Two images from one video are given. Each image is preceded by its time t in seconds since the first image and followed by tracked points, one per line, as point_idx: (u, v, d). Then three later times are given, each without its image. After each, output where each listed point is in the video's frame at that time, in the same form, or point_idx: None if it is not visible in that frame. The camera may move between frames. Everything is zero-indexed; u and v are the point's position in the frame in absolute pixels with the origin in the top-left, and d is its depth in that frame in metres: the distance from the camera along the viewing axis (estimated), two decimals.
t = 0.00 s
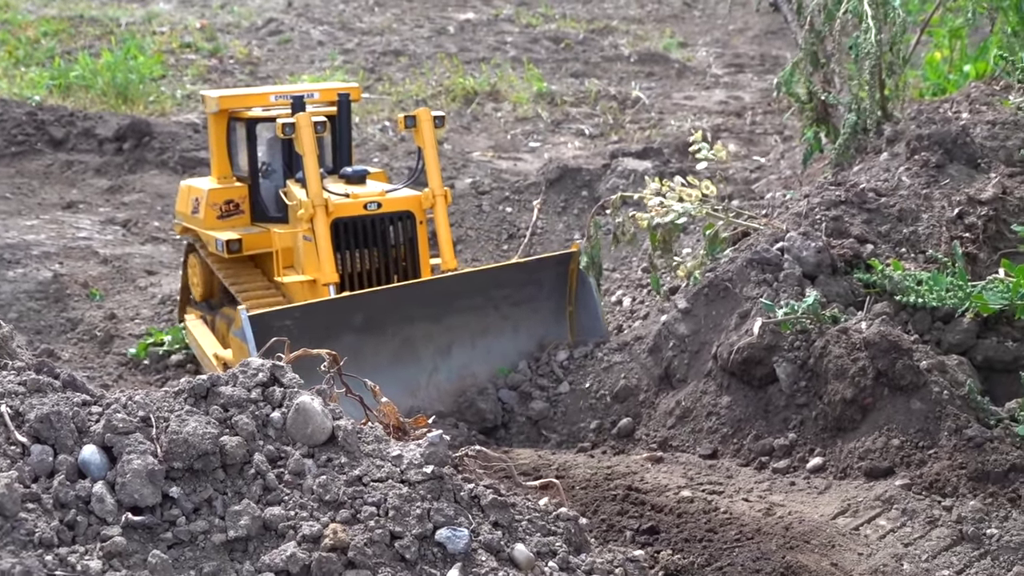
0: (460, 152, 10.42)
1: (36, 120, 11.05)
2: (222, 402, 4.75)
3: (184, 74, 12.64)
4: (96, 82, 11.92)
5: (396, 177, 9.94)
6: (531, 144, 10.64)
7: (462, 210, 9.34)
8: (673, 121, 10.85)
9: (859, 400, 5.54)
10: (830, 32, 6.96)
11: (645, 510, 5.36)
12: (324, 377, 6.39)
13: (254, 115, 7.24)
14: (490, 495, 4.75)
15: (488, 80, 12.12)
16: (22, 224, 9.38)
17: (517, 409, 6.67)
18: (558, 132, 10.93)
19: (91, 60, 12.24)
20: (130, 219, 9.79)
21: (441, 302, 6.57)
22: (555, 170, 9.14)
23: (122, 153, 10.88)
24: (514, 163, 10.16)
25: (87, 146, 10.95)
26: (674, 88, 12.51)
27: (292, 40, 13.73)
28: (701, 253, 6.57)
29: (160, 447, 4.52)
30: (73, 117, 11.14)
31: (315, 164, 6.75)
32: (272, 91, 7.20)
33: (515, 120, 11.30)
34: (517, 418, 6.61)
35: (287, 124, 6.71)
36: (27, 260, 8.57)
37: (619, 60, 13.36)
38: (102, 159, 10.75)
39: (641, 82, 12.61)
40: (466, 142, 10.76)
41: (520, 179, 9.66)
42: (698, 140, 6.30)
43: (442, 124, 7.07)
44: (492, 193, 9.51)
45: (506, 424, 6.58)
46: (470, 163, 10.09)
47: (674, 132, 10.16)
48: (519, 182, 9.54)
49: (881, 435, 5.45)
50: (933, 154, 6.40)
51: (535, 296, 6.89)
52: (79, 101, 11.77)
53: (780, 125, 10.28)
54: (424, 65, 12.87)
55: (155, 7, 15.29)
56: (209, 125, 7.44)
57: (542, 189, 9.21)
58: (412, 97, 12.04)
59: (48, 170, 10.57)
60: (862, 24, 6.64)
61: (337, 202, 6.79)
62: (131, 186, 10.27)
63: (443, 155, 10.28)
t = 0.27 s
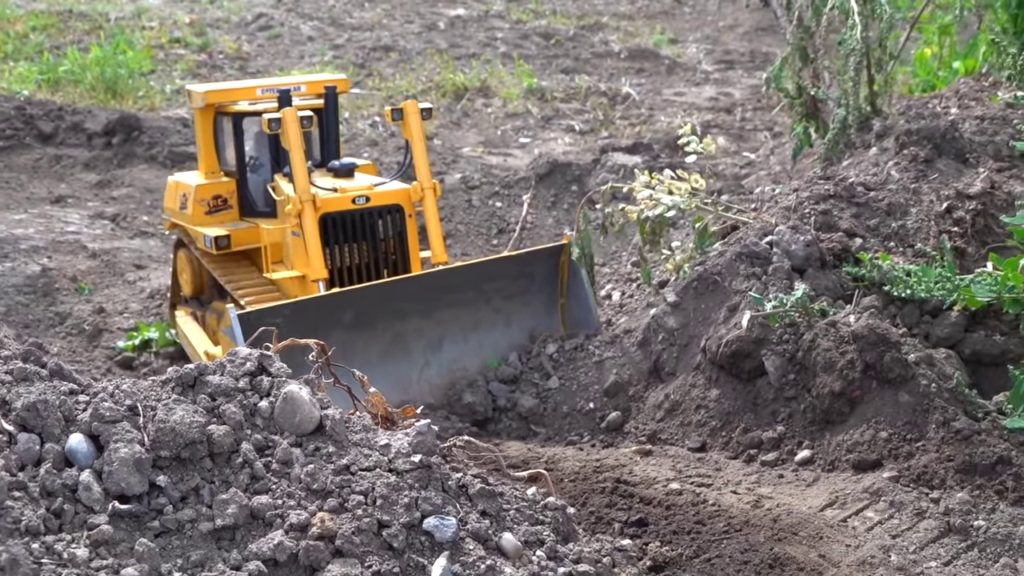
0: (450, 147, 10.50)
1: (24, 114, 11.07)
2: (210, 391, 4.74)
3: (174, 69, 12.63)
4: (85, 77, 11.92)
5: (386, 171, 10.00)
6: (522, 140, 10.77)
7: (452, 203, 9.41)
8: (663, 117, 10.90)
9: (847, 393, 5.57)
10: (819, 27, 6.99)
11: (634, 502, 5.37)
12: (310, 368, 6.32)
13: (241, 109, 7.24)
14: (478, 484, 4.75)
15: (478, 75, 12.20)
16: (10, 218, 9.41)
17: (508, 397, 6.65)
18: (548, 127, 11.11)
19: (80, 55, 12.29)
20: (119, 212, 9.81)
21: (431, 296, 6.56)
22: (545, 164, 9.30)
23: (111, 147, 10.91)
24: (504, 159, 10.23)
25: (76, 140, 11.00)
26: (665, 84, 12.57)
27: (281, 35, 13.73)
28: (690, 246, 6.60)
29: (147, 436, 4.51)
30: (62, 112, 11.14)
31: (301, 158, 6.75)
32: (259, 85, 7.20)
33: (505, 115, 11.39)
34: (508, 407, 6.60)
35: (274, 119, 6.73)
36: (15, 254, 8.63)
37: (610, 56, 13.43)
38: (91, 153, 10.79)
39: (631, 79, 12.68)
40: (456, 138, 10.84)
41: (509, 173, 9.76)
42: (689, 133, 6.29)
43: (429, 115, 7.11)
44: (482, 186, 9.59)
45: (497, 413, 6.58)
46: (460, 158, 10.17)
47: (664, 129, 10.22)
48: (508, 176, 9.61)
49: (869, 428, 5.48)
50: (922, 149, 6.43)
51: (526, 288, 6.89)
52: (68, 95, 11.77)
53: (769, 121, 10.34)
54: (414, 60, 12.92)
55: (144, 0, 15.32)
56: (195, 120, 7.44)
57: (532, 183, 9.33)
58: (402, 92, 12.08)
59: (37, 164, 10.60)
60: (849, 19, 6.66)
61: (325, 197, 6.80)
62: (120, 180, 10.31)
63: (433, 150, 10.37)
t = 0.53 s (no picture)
0: (443, 143, 10.57)
1: (14, 108, 11.06)
2: (198, 381, 4.74)
3: (165, 63, 12.62)
4: (76, 70, 11.93)
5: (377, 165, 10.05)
6: (514, 135, 10.85)
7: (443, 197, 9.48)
8: (655, 112, 10.94)
9: (837, 386, 5.59)
10: (811, 21, 7.02)
11: (624, 495, 5.38)
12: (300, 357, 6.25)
13: (244, 106, 7.22)
14: (467, 475, 4.76)
15: (470, 70, 12.28)
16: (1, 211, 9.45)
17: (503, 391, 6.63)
18: (540, 122, 11.18)
19: (71, 49, 12.33)
20: (110, 206, 9.87)
21: (432, 294, 6.55)
22: (537, 159, 9.30)
23: (102, 141, 10.94)
24: (495, 154, 10.30)
25: (66, 134, 10.98)
26: (657, 79, 12.63)
27: (274, 30, 13.75)
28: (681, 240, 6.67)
29: (135, 426, 4.49)
30: (53, 104, 11.17)
31: (306, 155, 6.73)
32: (263, 83, 7.20)
33: (497, 111, 11.46)
34: (503, 401, 6.55)
35: (280, 115, 6.77)
36: (6, 248, 8.69)
37: (602, 52, 13.49)
38: (82, 147, 10.80)
39: (623, 74, 12.74)
40: (449, 133, 10.91)
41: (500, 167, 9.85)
42: (680, 127, 6.43)
43: (435, 116, 7.20)
44: (473, 181, 9.67)
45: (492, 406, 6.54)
46: (452, 153, 10.24)
47: (656, 125, 10.27)
48: (499, 171, 9.73)
49: (859, 422, 5.50)
50: (913, 143, 6.44)
51: (527, 287, 6.89)
52: (60, 88, 11.77)
53: (761, 116, 10.39)
54: (406, 55, 12.96)
55: None
56: (197, 117, 7.43)
57: (525, 177, 9.32)
58: (394, 87, 12.12)
59: (28, 157, 10.60)
60: (842, 12, 6.81)
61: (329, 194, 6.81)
62: (112, 174, 10.35)
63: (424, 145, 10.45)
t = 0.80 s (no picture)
0: (436, 137, 10.62)
1: (6, 101, 11.03)
2: (189, 371, 4.72)
3: (158, 57, 12.62)
4: (68, 64, 11.93)
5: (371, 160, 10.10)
6: (507, 129, 10.90)
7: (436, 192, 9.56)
8: (648, 108, 11.03)
9: (829, 379, 5.62)
10: (804, 16, 7.09)
11: (616, 489, 5.41)
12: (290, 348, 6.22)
13: (242, 103, 7.21)
14: (458, 466, 4.75)
15: (463, 65, 12.30)
16: None
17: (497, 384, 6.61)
18: (533, 118, 11.19)
19: (64, 43, 12.32)
20: (101, 200, 9.90)
21: (432, 296, 6.53)
22: (529, 154, 9.58)
23: (94, 135, 10.95)
24: (488, 149, 10.34)
25: (58, 127, 10.99)
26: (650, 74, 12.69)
27: (267, 24, 13.77)
28: (674, 235, 6.68)
29: (125, 417, 4.48)
30: (45, 98, 11.16)
31: (306, 155, 6.70)
32: (261, 79, 7.12)
33: (490, 105, 11.51)
34: (497, 394, 6.54)
35: (279, 113, 6.69)
36: None
37: (595, 47, 13.53)
38: (73, 140, 10.81)
39: (616, 69, 12.79)
40: (442, 128, 10.96)
41: (493, 162, 9.93)
42: (671, 120, 6.51)
43: (436, 114, 7.13)
44: (466, 175, 9.72)
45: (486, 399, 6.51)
46: (445, 148, 10.29)
47: (649, 120, 10.35)
48: (491, 165, 9.83)
49: (850, 415, 5.53)
50: (905, 138, 6.44)
51: (528, 289, 6.87)
52: (52, 82, 11.76)
53: (755, 112, 10.44)
54: (399, 50, 12.97)
55: None
56: (195, 113, 7.40)
57: (517, 172, 9.62)
58: (387, 82, 12.14)
59: (19, 151, 10.60)
60: (834, 8, 6.86)
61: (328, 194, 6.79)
62: (103, 168, 10.38)
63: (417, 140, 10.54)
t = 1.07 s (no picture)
0: (429, 133, 10.67)
1: None
2: (178, 364, 4.74)
3: (150, 52, 12.63)
4: (60, 58, 11.92)
5: (364, 155, 10.13)
6: (500, 125, 10.94)
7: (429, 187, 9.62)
8: (641, 105, 11.11)
9: (819, 374, 5.63)
10: (796, 12, 7.11)
11: (607, 483, 5.43)
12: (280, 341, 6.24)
13: (238, 101, 7.19)
14: (447, 460, 4.78)
15: (457, 61, 12.32)
16: None
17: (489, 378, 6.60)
18: (526, 113, 11.25)
19: (56, 36, 12.28)
20: (93, 195, 9.95)
21: (429, 294, 6.54)
22: (521, 149, 9.65)
23: (86, 129, 10.97)
24: (481, 144, 10.38)
25: (50, 122, 10.98)
26: (643, 71, 12.74)
27: (260, 19, 13.76)
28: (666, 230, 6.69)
29: (114, 409, 4.48)
30: (37, 92, 11.15)
31: (301, 153, 6.69)
32: (256, 77, 7.09)
33: (483, 101, 11.55)
34: (489, 388, 6.53)
35: (274, 111, 6.61)
36: None
37: (589, 43, 13.57)
38: (66, 135, 10.81)
39: (610, 65, 12.84)
40: (435, 123, 11.00)
41: (486, 157, 9.98)
42: (663, 115, 6.52)
43: (433, 112, 7.03)
44: (459, 170, 9.76)
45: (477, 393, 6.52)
46: (438, 144, 10.33)
47: (642, 116, 10.40)
48: (484, 161, 9.88)
49: (840, 410, 5.54)
50: (897, 134, 6.45)
51: (524, 288, 6.88)
52: (44, 77, 11.74)
53: (747, 108, 10.48)
54: (393, 46, 12.99)
55: None
56: (190, 111, 7.38)
57: (509, 168, 9.67)
58: (380, 77, 12.15)
59: (12, 145, 10.61)
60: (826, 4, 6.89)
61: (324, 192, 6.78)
62: (96, 162, 10.41)
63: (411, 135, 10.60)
